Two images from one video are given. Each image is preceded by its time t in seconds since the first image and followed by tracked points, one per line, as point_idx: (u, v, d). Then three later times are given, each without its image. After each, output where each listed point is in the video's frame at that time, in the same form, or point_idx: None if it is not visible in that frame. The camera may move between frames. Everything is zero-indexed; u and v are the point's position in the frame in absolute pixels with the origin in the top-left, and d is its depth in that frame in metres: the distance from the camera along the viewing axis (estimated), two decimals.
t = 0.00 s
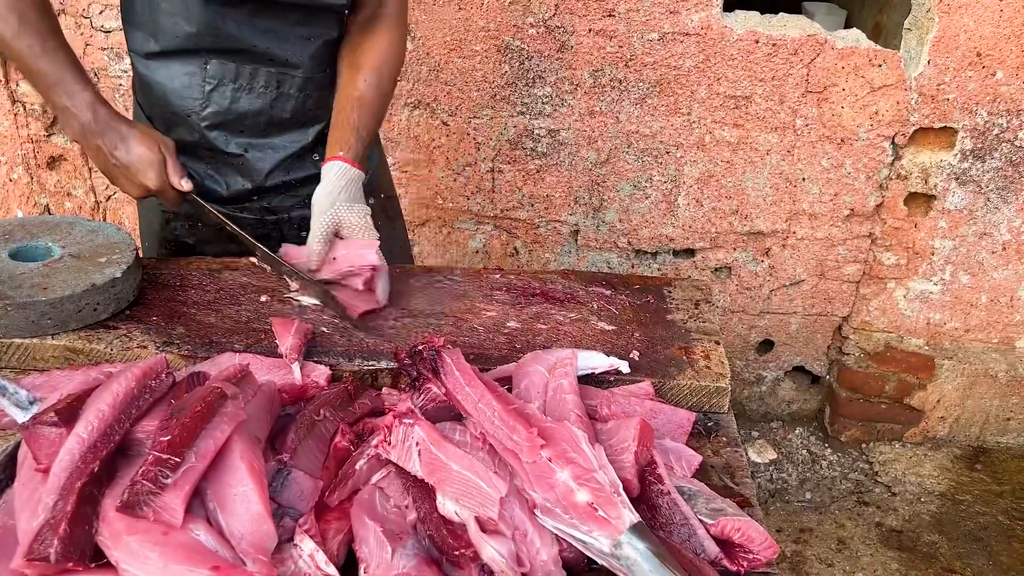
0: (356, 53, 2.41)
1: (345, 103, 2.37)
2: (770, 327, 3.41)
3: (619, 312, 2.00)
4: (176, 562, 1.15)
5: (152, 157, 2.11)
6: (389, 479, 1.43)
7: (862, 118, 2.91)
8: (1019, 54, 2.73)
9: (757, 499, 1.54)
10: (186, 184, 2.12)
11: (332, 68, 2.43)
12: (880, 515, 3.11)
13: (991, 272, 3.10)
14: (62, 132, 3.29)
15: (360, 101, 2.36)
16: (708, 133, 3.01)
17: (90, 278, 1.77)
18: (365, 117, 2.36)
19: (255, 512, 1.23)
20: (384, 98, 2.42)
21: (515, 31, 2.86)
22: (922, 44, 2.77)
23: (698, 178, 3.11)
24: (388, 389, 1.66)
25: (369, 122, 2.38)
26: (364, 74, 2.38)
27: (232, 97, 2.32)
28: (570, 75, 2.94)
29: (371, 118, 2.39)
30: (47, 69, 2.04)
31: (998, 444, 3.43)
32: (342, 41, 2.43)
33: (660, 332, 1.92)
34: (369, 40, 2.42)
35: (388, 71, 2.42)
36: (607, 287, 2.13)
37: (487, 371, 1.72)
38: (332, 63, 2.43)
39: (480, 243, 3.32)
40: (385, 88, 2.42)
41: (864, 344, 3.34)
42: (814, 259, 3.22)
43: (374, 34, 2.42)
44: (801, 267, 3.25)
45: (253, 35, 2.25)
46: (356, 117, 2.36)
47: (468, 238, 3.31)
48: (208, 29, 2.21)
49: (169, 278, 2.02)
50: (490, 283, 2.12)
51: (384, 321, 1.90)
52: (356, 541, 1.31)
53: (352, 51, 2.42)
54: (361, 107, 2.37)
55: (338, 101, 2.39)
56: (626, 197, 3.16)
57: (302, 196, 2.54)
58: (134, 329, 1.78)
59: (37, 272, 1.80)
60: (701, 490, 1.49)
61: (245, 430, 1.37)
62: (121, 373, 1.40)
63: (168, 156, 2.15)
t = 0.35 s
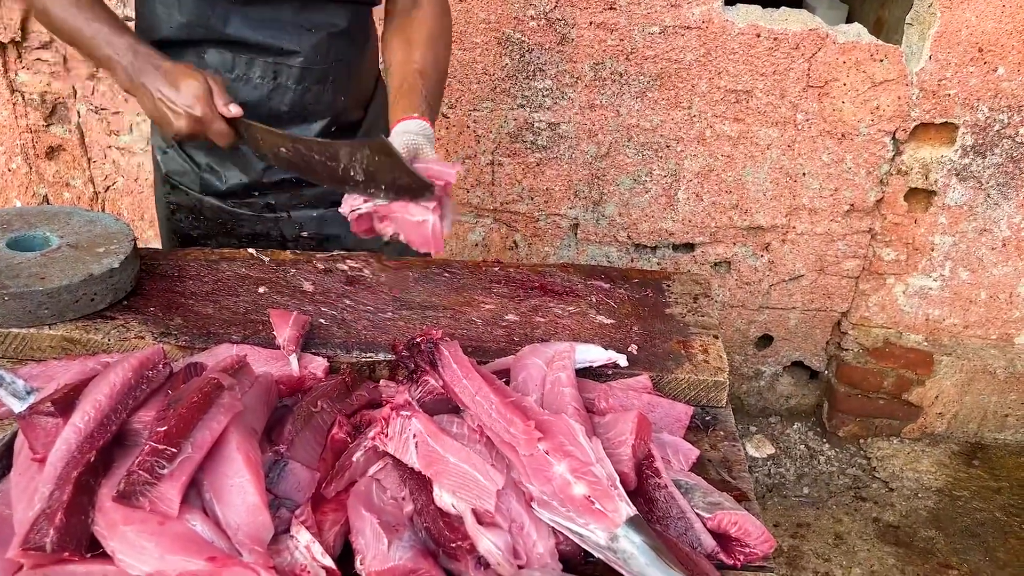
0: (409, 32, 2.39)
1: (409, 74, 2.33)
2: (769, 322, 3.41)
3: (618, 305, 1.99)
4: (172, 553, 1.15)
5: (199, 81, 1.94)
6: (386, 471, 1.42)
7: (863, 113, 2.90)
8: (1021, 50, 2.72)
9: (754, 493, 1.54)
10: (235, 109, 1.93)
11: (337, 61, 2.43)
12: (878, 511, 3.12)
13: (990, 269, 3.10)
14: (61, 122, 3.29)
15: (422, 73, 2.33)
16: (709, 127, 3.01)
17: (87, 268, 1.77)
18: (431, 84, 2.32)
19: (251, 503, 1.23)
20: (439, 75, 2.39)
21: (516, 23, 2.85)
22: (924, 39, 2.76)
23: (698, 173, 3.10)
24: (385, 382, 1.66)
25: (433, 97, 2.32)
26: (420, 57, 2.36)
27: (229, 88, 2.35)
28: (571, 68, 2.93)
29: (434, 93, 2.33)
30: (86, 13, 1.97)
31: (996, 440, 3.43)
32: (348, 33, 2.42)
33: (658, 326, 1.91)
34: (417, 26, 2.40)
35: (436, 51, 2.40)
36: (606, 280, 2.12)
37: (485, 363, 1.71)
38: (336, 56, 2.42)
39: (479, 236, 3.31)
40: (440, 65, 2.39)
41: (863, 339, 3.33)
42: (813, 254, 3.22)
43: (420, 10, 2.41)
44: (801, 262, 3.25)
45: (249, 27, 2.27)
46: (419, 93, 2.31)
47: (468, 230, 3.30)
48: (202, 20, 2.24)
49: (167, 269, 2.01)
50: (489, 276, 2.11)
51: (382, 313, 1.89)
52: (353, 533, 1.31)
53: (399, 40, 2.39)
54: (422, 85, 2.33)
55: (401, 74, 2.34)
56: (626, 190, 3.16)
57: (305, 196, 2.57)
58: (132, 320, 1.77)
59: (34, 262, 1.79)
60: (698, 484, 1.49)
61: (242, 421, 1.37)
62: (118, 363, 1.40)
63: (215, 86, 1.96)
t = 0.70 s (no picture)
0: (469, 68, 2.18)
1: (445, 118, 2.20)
2: (771, 317, 3.40)
3: (620, 298, 1.98)
4: (168, 543, 1.15)
5: (221, 88, 2.30)
6: (384, 463, 1.42)
7: (868, 108, 2.88)
8: None
9: (754, 488, 1.53)
10: (220, 118, 2.24)
11: (414, 78, 2.35)
12: (877, 507, 3.11)
13: (994, 265, 3.08)
14: (62, 109, 3.29)
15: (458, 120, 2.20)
16: (713, 120, 2.99)
17: (86, 256, 1.76)
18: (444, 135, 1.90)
19: (249, 494, 1.23)
20: (480, 93, 1.94)
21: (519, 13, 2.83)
22: (930, 33, 2.75)
23: (701, 166, 3.08)
24: (383, 372, 1.66)
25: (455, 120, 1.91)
26: (467, 62, 1.91)
27: (299, 86, 2.36)
28: (575, 59, 2.90)
29: (456, 115, 1.90)
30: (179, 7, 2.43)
31: (997, 437, 3.42)
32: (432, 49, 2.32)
33: (659, 320, 1.90)
34: (488, 18, 1.94)
35: (493, 57, 1.94)
36: (607, 273, 2.10)
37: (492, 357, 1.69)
38: (411, 72, 2.34)
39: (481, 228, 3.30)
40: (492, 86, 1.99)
41: (865, 335, 3.32)
42: (816, 249, 3.21)
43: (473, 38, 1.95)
44: (803, 257, 3.23)
45: (320, 25, 2.25)
46: (438, 107, 1.88)
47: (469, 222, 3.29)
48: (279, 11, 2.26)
49: (167, 258, 2.00)
50: (490, 267, 2.10)
51: (382, 304, 1.88)
52: (350, 524, 1.31)
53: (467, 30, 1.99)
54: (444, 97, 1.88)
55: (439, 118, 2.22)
56: (628, 183, 3.15)
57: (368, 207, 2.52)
58: (131, 309, 1.76)
59: (33, 249, 1.78)
60: (697, 478, 1.48)
61: (240, 411, 1.36)
62: (116, 352, 1.39)
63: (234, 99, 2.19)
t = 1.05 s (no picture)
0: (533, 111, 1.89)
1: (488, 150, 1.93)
2: (776, 308, 3.39)
3: (625, 284, 1.97)
4: (172, 519, 1.14)
5: (264, 84, 2.38)
6: (388, 443, 1.42)
7: (877, 98, 2.86)
8: None
9: (758, 474, 1.52)
10: (254, 117, 2.26)
11: (445, 79, 2.31)
12: (880, 499, 3.11)
13: (1002, 258, 3.07)
14: (69, 92, 3.29)
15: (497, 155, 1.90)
16: (720, 109, 2.97)
17: (92, 235, 1.76)
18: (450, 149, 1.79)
19: (252, 471, 1.23)
20: (512, 121, 1.80)
21: None
22: (941, 23, 2.72)
23: (708, 155, 3.07)
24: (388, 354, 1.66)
25: (484, 147, 1.80)
26: (496, 90, 1.78)
27: (343, 64, 2.43)
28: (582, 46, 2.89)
29: (486, 141, 1.79)
30: (256, 7, 2.54)
31: (1002, 431, 3.41)
32: (464, 53, 2.26)
33: (665, 306, 1.89)
34: (530, 47, 1.78)
35: (528, 87, 1.78)
36: (612, 259, 2.09)
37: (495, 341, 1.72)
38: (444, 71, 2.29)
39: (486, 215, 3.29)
40: (531, 115, 1.83)
41: (870, 327, 3.31)
42: (822, 240, 3.19)
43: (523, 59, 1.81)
44: (809, 248, 3.22)
45: (360, 12, 2.27)
46: (462, 134, 1.78)
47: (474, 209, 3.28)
48: None
49: (172, 238, 1.99)
50: (495, 251, 2.08)
51: (386, 287, 1.88)
52: (353, 503, 1.31)
53: (512, 49, 1.83)
54: (471, 122, 1.78)
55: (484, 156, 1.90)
56: (635, 172, 3.14)
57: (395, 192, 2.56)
58: (136, 289, 1.76)
59: (39, 228, 1.78)
60: (701, 463, 1.48)
61: (244, 389, 1.35)
62: (120, 330, 1.39)
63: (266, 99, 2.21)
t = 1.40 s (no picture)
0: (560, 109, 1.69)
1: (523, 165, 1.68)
2: (776, 301, 3.36)
3: (617, 273, 1.95)
4: (145, 503, 1.14)
5: (272, 79, 2.33)
6: (370, 430, 1.39)
7: (880, 89, 2.82)
8: None
9: (746, 466, 1.50)
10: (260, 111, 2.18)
11: (449, 69, 2.26)
12: (879, 495, 3.08)
13: (1005, 253, 3.03)
14: (66, 76, 3.28)
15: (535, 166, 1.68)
16: (722, 99, 2.94)
17: (78, 217, 1.74)
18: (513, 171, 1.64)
19: (228, 456, 1.21)
20: (580, 117, 1.66)
21: None
22: (947, 14, 2.68)
23: (709, 146, 3.04)
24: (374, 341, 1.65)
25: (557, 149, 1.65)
26: (558, 87, 1.64)
27: (348, 53, 2.40)
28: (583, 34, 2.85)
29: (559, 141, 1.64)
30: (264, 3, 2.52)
31: (1003, 428, 3.38)
32: (468, 43, 2.22)
33: (657, 296, 1.87)
34: (575, 30, 1.66)
35: (591, 72, 1.65)
36: (606, 248, 2.07)
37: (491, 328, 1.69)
38: (449, 63, 2.25)
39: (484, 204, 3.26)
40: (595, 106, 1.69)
41: (872, 321, 3.28)
42: (824, 233, 3.15)
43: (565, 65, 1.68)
44: (811, 241, 3.18)
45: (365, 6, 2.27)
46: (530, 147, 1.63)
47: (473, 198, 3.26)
48: None
49: (161, 222, 1.98)
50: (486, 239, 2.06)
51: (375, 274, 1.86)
52: (332, 491, 1.30)
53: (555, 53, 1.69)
54: (540, 128, 1.63)
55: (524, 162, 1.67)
56: (635, 162, 3.10)
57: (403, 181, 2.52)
58: (122, 272, 1.75)
59: (25, 209, 1.77)
60: (688, 454, 1.46)
61: (223, 373, 1.33)
62: (100, 312, 1.38)
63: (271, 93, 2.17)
